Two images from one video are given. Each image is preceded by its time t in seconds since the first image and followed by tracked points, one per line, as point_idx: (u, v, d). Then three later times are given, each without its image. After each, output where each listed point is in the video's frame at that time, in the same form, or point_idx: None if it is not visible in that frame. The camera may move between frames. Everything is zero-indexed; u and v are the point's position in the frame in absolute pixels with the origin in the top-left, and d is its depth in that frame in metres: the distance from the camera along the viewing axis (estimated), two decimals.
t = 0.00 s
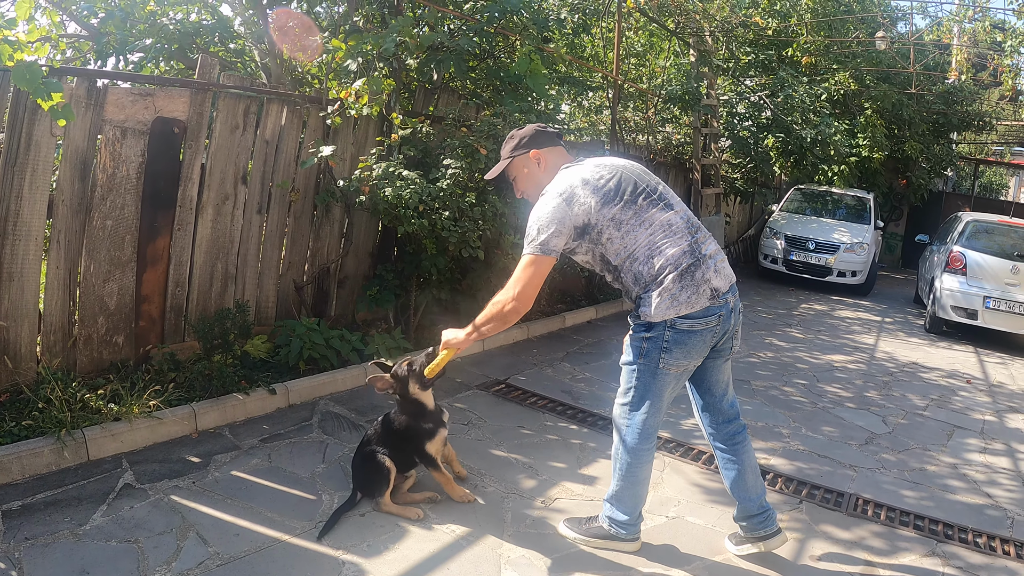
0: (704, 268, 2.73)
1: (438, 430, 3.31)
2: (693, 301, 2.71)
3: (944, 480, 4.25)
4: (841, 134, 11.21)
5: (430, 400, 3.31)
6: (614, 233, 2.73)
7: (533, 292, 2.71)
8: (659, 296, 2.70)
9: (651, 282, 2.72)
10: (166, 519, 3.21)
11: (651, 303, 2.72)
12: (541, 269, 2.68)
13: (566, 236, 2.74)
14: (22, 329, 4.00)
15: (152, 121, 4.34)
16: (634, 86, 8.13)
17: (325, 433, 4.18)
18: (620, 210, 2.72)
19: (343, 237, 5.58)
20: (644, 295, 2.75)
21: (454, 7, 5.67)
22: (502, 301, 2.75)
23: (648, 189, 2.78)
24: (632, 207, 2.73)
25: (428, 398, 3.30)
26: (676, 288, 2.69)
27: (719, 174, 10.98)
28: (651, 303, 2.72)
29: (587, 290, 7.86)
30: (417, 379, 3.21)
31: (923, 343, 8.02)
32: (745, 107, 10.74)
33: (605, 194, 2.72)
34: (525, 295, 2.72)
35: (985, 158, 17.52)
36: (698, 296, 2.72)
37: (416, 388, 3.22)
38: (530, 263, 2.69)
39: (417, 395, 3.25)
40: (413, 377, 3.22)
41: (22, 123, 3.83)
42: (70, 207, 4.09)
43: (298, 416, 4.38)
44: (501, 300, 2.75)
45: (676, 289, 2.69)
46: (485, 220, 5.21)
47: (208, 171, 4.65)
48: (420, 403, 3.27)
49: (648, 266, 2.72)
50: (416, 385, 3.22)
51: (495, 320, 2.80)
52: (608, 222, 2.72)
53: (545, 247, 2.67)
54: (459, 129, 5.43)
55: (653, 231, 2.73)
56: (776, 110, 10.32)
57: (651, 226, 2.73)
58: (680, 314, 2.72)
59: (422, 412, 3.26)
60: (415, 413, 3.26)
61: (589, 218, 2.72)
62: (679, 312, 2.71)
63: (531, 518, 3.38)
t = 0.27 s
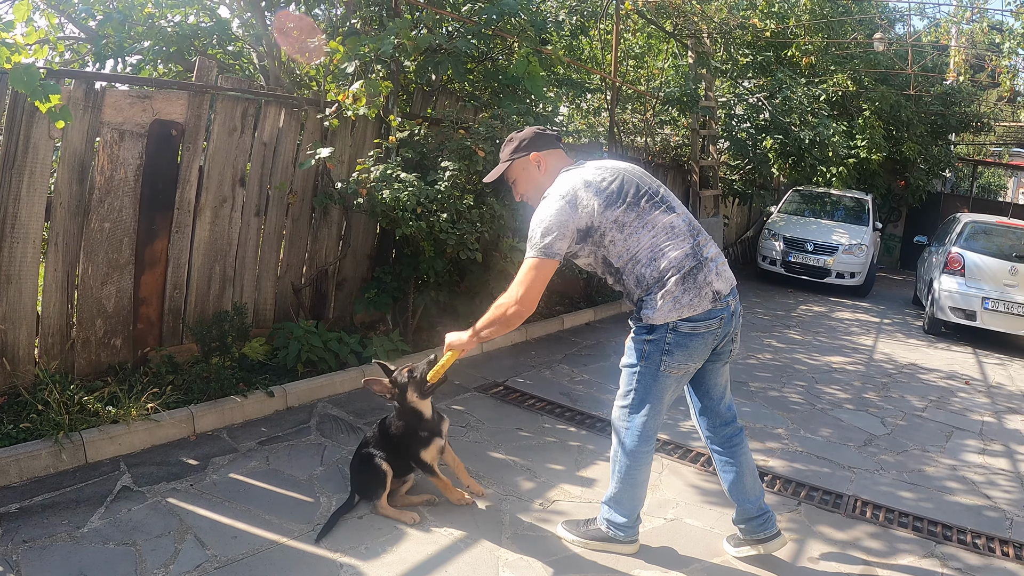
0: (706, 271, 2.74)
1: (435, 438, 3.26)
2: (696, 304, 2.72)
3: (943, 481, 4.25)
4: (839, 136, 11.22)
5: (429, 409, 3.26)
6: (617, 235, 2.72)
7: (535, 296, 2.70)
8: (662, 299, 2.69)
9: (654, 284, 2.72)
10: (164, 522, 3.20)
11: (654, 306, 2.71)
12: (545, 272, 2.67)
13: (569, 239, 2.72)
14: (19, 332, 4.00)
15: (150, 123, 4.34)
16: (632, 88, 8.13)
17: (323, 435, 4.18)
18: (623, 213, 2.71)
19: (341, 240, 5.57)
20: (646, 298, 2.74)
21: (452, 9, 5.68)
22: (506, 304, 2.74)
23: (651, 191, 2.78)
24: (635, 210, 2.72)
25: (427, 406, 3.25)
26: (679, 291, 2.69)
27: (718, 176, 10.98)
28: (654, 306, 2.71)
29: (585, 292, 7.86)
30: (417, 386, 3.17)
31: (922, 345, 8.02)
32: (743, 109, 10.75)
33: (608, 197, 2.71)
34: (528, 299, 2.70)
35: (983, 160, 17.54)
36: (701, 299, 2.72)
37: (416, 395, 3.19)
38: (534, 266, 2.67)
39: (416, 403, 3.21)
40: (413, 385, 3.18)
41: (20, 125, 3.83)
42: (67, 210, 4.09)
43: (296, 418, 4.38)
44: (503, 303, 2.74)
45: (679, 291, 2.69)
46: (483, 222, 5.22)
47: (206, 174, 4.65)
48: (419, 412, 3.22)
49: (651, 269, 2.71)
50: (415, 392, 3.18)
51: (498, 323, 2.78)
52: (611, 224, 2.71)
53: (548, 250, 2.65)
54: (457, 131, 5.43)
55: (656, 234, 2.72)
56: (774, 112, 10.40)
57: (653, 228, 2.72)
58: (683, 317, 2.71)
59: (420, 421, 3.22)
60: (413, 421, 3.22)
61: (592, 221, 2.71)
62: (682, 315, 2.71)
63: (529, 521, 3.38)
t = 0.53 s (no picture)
0: (719, 275, 2.75)
1: (437, 454, 3.19)
2: (710, 309, 2.73)
3: (942, 483, 4.25)
4: (838, 138, 11.23)
5: (437, 420, 3.19)
6: (632, 238, 2.69)
7: (526, 289, 2.69)
8: (678, 303, 2.69)
9: (669, 289, 2.71)
10: (163, 525, 3.20)
11: (669, 310, 2.71)
12: (539, 265, 2.66)
13: (581, 239, 2.69)
14: (19, 335, 4.00)
15: (149, 126, 4.34)
16: (631, 90, 8.15)
17: (322, 438, 4.18)
18: (639, 216, 2.68)
19: (340, 242, 5.57)
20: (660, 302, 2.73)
21: (451, 12, 5.70)
22: (496, 292, 2.74)
23: (665, 193, 2.75)
24: (651, 212, 2.69)
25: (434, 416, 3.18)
26: (695, 296, 2.70)
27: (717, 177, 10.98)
28: (669, 311, 2.70)
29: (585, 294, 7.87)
30: (425, 393, 3.11)
31: (921, 346, 8.02)
32: (742, 111, 10.77)
33: (623, 199, 2.67)
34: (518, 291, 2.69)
35: (981, 161, 17.57)
36: (715, 303, 2.74)
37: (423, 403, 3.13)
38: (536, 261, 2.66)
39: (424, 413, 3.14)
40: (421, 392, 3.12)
41: (19, 128, 3.84)
42: (66, 213, 4.09)
43: (295, 421, 4.38)
44: (494, 292, 2.74)
45: (694, 296, 2.70)
46: (482, 225, 5.23)
47: (205, 176, 4.65)
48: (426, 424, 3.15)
49: (666, 272, 2.70)
50: (422, 400, 3.12)
51: (488, 311, 2.78)
52: (626, 227, 2.68)
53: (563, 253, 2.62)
54: (456, 133, 5.44)
55: (671, 238, 2.70)
56: (773, 113, 10.43)
57: (669, 232, 2.70)
58: (697, 321, 2.72)
59: (426, 433, 3.15)
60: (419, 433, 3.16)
61: (606, 223, 2.67)
62: (698, 319, 2.72)
63: (528, 523, 3.38)
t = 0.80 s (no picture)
0: (738, 285, 2.75)
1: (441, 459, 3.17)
2: (727, 318, 2.73)
3: (942, 484, 4.25)
4: (837, 139, 11.25)
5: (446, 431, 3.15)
6: (653, 246, 2.70)
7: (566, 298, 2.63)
8: (695, 312, 2.70)
9: (688, 297, 2.71)
10: (163, 527, 3.20)
11: (686, 317, 2.71)
12: (577, 275, 2.61)
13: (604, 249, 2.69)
14: (19, 337, 4.00)
15: (149, 128, 4.35)
16: (630, 92, 8.16)
17: (322, 440, 4.18)
18: (659, 224, 2.69)
19: (340, 245, 5.58)
20: (679, 309, 2.73)
21: (451, 15, 5.71)
22: (536, 310, 2.67)
23: (686, 203, 2.76)
24: (672, 221, 2.70)
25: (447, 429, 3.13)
26: (713, 305, 2.69)
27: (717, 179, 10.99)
28: (686, 318, 2.71)
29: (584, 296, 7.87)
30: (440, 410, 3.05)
31: (920, 347, 8.03)
32: (741, 113, 10.79)
33: (645, 208, 2.68)
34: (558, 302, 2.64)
35: (980, 163, 17.58)
36: (732, 313, 2.73)
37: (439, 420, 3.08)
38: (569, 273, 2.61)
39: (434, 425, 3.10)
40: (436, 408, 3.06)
41: (20, 130, 3.84)
42: (66, 215, 4.09)
43: (295, 423, 4.38)
44: (535, 309, 2.67)
45: (713, 305, 2.70)
46: (482, 227, 5.25)
47: (205, 179, 4.66)
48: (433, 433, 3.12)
49: (686, 281, 2.71)
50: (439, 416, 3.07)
51: (532, 332, 2.68)
52: (647, 236, 2.69)
53: (586, 260, 2.61)
54: (456, 136, 5.44)
55: (691, 247, 2.71)
56: (772, 115, 10.50)
57: (689, 242, 2.71)
58: (714, 330, 2.72)
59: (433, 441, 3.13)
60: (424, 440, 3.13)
61: (628, 231, 2.68)
62: (713, 328, 2.72)
63: (528, 526, 3.38)
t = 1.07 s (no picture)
0: (762, 292, 2.75)
1: (422, 467, 3.18)
2: (750, 325, 2.73)
3: (942, 485, 4.25)
4: (837, 141, 11.27)
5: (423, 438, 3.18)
6: (682, 250, 2.67)
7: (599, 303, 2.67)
8: (720, 317, 2.69)
9: (713, 302, 2.70)
10: (164, 530, 3.20)
11: (710, 322, 2.71)
12: (609, 281, 2.63)
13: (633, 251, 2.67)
14: (19, 339, 4.00)
15: (149, 130, 4.35)
16: (630, 94, 8.17)
17: (322, 442, 4.18)
18: (689, 228, 2.66)
19: (340, 247, 5.58)
20: (703, 314, 2.72)
21: (451, 17, 5.72)
22: (571, 316, 2.70)
23: (716, 207, 2.74)
24: (703, 225, 2.67)
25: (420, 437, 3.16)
26: (737, 311, 2.69)
27: (716, 181, 11.00)
28: (710, 322, 2.70)
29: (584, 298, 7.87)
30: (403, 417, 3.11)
31: (920, 349, 8.03)
32: (740, 114, 10.81)
33: (677, 211, 2.66)
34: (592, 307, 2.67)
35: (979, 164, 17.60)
36: (754, 320, 2.73)
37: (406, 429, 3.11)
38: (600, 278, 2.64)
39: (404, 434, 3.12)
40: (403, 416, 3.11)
41: (20, 133, 3.84)
42: (67, 217, 4.10)
43: (295, 425, 4.38)
44: (569, 315, 2.70)
45: (737, 311, 2.69)
46: (482, 229, 5.27)
47: (205, 181, 4.67)
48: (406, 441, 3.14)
49: (712, 286, 2.69)
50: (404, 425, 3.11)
51: (566, 337, 2.73)
52: (677, 240, 2.67)
53: (614, 263, 2.62)
54: (456, 138, 5.44)
55: (720, 252, 2.69)
56: (772, 117, 10.55)
57: (718, 247, 2.69)
58: (736, 336, 2.72)
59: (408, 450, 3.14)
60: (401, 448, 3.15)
61: (658, 233, 2.66)
62: (735, 334, 2.72)
63: (529, 528, 3.38)
